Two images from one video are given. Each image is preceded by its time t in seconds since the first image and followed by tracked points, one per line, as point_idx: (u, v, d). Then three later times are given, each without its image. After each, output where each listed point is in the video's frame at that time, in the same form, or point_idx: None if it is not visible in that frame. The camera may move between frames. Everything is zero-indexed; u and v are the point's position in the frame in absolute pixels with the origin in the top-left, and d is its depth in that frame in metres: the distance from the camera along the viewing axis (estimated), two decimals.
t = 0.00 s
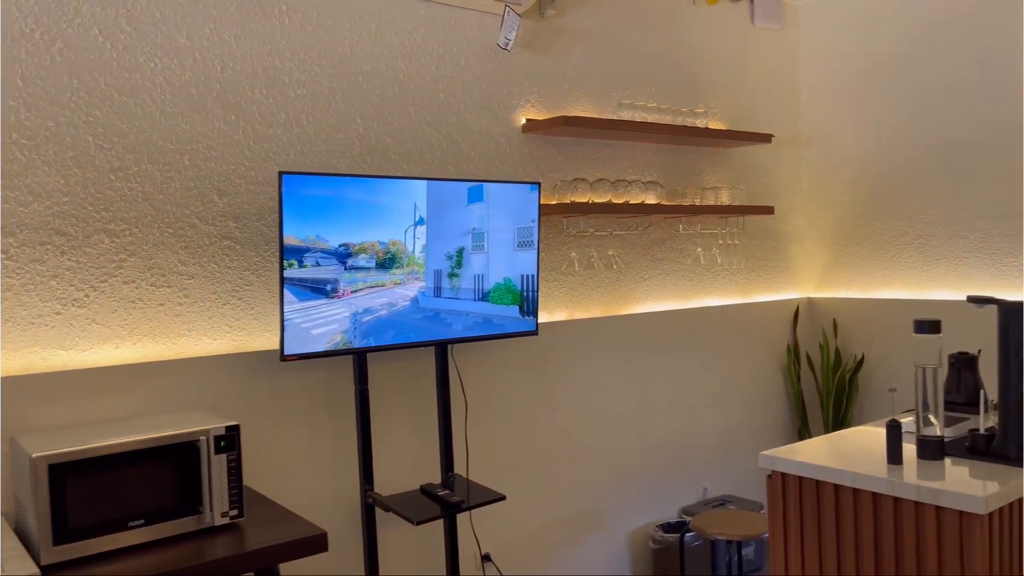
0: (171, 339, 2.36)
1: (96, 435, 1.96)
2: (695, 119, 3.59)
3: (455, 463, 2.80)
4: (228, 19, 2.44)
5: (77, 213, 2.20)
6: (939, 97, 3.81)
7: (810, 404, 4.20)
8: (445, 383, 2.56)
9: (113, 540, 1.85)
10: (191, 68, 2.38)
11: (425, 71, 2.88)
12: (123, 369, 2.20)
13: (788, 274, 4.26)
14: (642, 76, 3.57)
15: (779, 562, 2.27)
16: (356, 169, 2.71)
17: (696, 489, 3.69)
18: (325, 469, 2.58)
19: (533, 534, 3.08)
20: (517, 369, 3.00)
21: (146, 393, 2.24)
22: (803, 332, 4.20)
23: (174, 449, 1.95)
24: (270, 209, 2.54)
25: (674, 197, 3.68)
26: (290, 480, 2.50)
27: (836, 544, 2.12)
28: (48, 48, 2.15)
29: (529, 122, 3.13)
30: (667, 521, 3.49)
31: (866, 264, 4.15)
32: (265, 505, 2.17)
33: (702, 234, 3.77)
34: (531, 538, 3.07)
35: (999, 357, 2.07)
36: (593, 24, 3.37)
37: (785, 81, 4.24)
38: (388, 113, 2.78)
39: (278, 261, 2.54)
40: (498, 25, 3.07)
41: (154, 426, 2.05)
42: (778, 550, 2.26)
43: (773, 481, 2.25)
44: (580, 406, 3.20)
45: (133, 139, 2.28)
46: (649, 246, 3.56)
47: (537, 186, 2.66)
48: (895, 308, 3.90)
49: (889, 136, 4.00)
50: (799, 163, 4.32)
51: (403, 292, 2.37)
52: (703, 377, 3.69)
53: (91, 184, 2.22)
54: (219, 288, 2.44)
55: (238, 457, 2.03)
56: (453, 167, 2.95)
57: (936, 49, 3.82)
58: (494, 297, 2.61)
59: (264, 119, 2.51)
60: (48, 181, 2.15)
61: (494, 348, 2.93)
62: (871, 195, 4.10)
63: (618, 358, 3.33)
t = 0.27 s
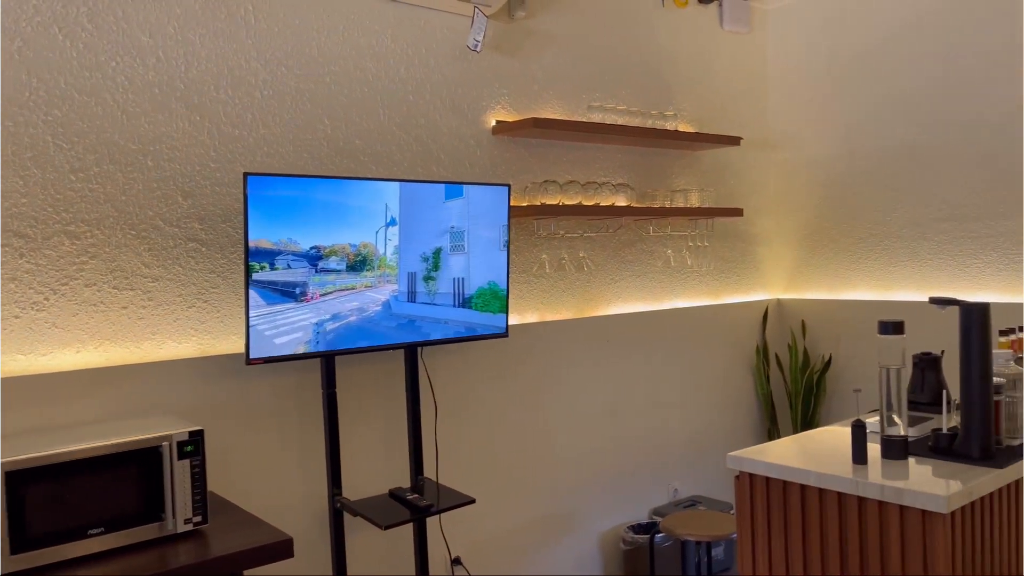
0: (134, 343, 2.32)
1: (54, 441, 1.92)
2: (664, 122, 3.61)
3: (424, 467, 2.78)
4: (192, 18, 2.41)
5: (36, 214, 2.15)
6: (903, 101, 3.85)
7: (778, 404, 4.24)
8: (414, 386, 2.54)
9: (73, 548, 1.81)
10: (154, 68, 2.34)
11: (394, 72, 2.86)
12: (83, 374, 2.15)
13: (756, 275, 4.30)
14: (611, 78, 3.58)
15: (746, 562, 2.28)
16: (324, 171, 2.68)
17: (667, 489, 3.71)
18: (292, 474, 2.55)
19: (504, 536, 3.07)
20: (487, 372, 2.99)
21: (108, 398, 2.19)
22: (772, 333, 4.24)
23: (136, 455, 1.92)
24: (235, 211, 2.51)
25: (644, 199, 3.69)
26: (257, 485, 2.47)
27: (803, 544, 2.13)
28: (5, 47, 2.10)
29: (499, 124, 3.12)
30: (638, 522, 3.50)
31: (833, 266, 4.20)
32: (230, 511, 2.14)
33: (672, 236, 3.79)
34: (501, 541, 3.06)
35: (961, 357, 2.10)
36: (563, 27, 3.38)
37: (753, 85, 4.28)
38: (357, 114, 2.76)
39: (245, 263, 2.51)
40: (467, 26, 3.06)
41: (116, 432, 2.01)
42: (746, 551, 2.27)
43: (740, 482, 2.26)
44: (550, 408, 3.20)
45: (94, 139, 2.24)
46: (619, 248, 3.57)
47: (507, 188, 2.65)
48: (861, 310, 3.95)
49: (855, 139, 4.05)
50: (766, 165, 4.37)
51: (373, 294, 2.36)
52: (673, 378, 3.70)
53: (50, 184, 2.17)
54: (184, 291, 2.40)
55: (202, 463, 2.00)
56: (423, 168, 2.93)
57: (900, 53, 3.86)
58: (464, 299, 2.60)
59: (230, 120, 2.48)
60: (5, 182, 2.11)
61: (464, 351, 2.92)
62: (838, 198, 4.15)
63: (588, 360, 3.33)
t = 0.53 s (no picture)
0: (97, 347, 2.27)
1: (14, 447, 1.87)
2: (635, 124, 3.62)
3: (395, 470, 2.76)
4: (157, 17, 2.37)
5: None
6: (869, 104, 3.90)
7: (749, 405, 4.27)
8: (385, 389, 2.52)
9: (31, 558, 1.76)
10: (118, 67, 2.30)
11: (363, 73, 2.84)
12: (45, 379, 2.11)
13: (726, 277, 4.34)
14: (582, 81, 3.59)
15: (717, 562, 2.29)
16: (293, 172, 2.65)
17: (639, 490, 3.72)
18: (260, 478, 2.52)
19: (476, 539, 3.06)
20: (459, 374, 2.98)
21: (71, 404, 2.15)
22: (742, 334, 4.28)
23: (97, 461, 1.88)
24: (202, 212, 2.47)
25: (615, 201, 3.70)
26: (224, 491, 2.43)
27: (772, 544, 2.15)
28: None
29: (470, 125, 3.11)
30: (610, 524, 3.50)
31: (802, 267, 4.24)
32: (195, 517, 2.11)
33: (643, 238, 3.80)
34: (473, 544, 3.05)
35: (925, 356, 2.14)
36: (534, 28, 3.38)
37: (723, 88, 4.31)
38: (325, 115, 2.74)
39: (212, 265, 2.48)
40: (437, 27, 3.05)
41: (78, 437, 1.97)
42: (716, 551, 2.28)
43: (710, 482, 2.27)
44: (522, 410, 3.20)
45: (55, 140, 2.20)
46: (591, 250, 3.58)
47: (479, 189, 2.64)
48: (829, 310, 3.99)
49: (823, 142, 4.09)
50: (736, 168, 4.41)
51: (347, 296, 2.33)
52: (644, 379, 3.72)
53: (9, 185, 2.12)
54: (149, 293, 2.36)
55: (166, 468, 1.96)
56: (393, 169, 2.91)
57: (866, 57, 3.91)
58: (437, 301, 2.58)
59: (196, 120, 2.44)
60: None
61: (435, 353, 2.90)
62: (807, 200, 4.19)
63: (560, 361, 3.33)
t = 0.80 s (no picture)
0: (50, 350, 2.21)
1: None
2: (600, 126, 3.63)
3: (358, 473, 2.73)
4: (112, 12, 2.31)
5: None
6: (829, 107, 3.96)
7: (712, 404, 4.31)
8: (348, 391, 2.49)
9: None
10: (72, 63, 2.24)
11: (326, 72, 2.80)
12: None
13: (690, 277, 4.38)
14: (547, 81, 3.59)
15: (680, 561, 2.31)
16: (254, 171, 2.61)
17: (604, 490, 3.73)
18: (220, 483, 2.47)
19: (441, 541, 3.04)
20: (423, 376, 2.96)
21: (21, 408, 2.08)
22: (705, 334, 4.32)
23: (49, 468, 1.82)
24: (159, 211, 2.42)
25: (580, 202, 3.71)
26: (182, 496, 2.38)
27: (734, 543, 2.17)
28: None
29: (435, 125, 3.09)
30: (575, 524, 3.51)
31: (764, 268, 4.29)
32: (152, 524, 2.06)
33: (607, 239, 3.82)
34: (438, 546, 3.03)
35: (884, 356, 2.17)
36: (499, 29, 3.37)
37: (686, 90, 4.35)
38: (287, 114, 2.70)
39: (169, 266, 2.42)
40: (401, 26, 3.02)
41: (28, 443, 1.91)
42: (680, 550, 2.30)
43: (674, 482, 2.28)
44: (487, 411, 3.19)
45: (5, 136, 2.13)
46: (556, 251, 3.58)
47: (444, 190, 2.63)
48: (791, 311, 4.04)
49: (784, 144, 4.15)
50: (699, 169, 4.45)
51: (311, 298, 2.30)
52: (609, 380, 3.73)
53: None
54: (104, 295, 2.31)
55: (121, 474, 1.92)
56: (356, 169, 2.89)
57: (826, 61, 3.97)
58: (402, 303, 2.56)
59: (153, 118, 2.39)
60: None
61: (400, 354, 2.88)
62: (769, 202, 4.24)
63: (525, 362, 3.33)
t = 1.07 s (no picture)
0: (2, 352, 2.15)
1: None
2: (565, 127, 3.64)
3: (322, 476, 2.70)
4: (67, 6, 2.26)
5: None
6: (789, 111, 4.02)
7: (676, 404, 4.35)
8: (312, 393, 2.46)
9: None
10: (25, 58, 2.18)
11: (288, 70, 2.77)
12: None
13: (654, 278, 4.41)
14: (513, 82, 3.59)
15: (645, 560, 2.32)
16: (215, 170, 2.57)
17: (569, 490, 3.74)
18: (180, 488, 2.43)
19: (406, 544, 3.02)
20: (388, 377, 2.94)
21: None
22: (668, 334, 4.35)
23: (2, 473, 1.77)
24: (116, 211, 2.36)
25: (546, 203, 3.72)
26: (141, 502, 2.33)
27: (698, 541, 2.18)
28: None
29: (399, 125, 3.08)
30: (540, 525, 3.51)
31: (727, 269, 4.34)
32: (110, 530, 2.01)
33: (573, 239, 3.83)
34: (403, 548, 3.01)
35: (843, 354, 2.21)
36: (464, 29, 3.36)
37: (650, 93, 4.38)
38: (249, 112, 2.66)
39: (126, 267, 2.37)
40: (365, 25, 3.00)
41: None
42: (645, 549, 2.31)
43: (639, 482, 2.29)
44: (452, 412, 3.18)
45: None
46: (521, 252, 3.58)
47: (409, 189, 2.61)
48: (753, 311, 4.10)
49: (746, 146, 4.20)
50: (662, 171, 4.49)
51: (275, 298, 2.27)
52: (574, 380, 3.74)
53: None
54: (58, 296, 2.25)
55: (76, 480, 1.88)
56: (320, 169, 2.86)
57: (787, 64, 4.03)
58: (367, 303, 2.54)
59: (110, 115, 2.34)
60: None
61: (364, 356, 2.86)
62: (731, 203, 4.29)
63: (490, 363, 3.33)
